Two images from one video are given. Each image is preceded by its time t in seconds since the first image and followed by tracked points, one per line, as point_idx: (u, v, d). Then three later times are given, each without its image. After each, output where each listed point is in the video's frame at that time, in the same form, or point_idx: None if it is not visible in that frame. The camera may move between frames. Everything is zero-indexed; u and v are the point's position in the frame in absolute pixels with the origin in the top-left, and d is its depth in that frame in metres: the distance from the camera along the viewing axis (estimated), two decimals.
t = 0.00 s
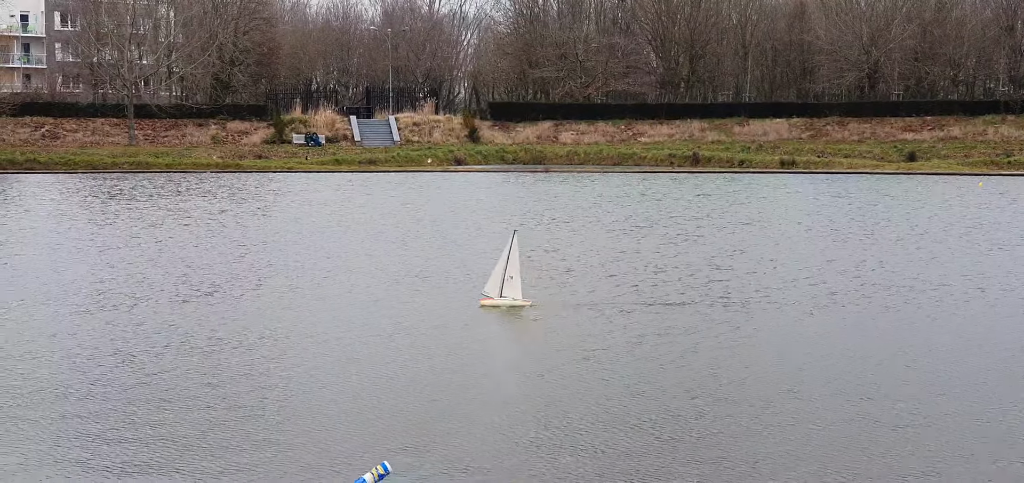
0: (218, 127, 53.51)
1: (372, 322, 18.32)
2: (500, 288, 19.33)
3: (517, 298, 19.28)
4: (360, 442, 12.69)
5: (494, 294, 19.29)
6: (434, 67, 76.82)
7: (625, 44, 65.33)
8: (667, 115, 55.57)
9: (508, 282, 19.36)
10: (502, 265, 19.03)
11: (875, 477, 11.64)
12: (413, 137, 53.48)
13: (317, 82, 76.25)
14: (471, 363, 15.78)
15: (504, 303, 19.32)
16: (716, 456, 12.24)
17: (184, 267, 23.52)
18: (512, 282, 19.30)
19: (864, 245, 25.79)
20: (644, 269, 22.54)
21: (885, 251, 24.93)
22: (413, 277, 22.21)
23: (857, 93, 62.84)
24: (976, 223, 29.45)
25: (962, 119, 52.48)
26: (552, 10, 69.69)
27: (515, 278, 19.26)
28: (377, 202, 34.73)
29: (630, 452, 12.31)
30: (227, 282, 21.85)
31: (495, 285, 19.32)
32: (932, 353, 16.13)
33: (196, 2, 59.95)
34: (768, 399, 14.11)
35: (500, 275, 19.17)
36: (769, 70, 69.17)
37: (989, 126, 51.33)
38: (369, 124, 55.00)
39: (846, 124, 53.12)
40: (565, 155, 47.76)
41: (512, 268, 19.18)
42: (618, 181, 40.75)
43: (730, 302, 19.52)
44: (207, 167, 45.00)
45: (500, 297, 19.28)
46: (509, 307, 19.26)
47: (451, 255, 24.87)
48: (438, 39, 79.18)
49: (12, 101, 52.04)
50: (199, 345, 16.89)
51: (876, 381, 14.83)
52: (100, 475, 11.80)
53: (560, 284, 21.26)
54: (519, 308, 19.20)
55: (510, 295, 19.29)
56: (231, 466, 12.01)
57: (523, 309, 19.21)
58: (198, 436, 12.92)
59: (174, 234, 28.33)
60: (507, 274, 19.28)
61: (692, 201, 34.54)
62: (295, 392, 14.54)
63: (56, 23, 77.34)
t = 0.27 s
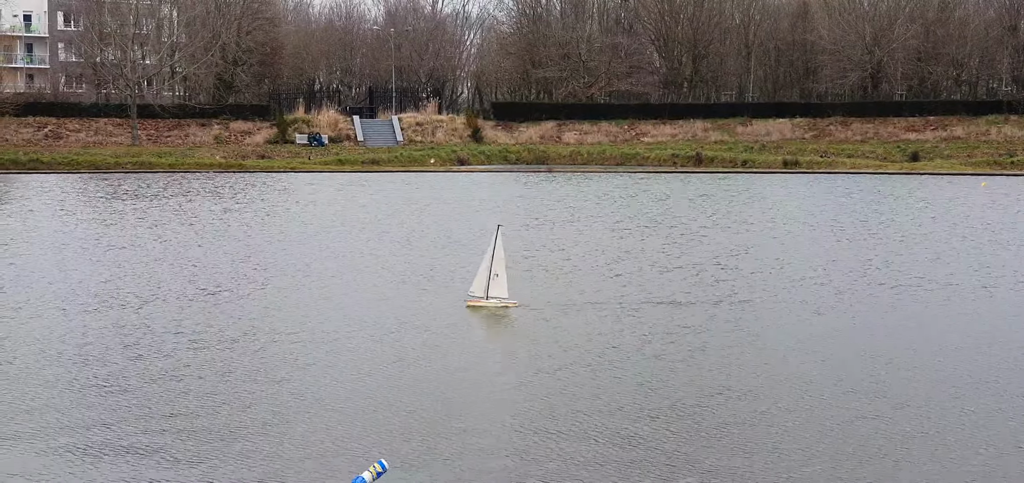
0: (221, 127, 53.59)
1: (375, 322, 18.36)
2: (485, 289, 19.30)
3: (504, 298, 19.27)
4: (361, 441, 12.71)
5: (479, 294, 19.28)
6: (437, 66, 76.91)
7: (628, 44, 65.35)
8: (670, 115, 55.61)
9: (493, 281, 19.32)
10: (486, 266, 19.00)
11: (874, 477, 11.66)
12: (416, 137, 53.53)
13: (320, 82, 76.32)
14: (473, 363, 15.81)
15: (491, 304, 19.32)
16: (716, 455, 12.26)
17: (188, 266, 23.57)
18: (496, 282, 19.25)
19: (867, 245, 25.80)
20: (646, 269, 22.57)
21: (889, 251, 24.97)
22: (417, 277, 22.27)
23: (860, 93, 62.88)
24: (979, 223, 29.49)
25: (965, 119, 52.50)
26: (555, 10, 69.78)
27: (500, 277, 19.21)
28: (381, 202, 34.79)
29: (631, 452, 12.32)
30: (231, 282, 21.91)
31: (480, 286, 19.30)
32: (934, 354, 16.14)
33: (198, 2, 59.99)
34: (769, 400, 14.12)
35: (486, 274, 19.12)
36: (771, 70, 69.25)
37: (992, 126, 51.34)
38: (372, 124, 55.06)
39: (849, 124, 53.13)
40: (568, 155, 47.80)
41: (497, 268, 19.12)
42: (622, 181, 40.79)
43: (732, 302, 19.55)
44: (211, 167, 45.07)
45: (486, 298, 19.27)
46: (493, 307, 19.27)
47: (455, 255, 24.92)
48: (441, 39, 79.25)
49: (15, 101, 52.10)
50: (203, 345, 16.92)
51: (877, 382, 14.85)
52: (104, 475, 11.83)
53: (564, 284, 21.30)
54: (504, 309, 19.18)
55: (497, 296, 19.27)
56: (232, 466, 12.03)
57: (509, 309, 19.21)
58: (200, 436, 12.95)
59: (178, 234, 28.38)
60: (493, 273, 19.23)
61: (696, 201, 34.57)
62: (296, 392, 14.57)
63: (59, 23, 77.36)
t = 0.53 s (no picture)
0: (224, 127, 53.66)
1: (376, 322, 18.41)
2: (474, 288, 19.33)
3: (491, 299, 19.26)
4: (355, 442, 12.72)
5: (469, 293, 19.32)
6: (439, 67, 76.94)
7: (631, 44, 65.32)
8: (672, 115, 55.64)
9: (482, 281, 19.34)
10: (476, 267, 19.00)
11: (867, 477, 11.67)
12: (419, 137, 53.58)
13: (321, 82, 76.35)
14: (474, 363, 15.82)
15: (478, 305, 19.32)
16: (711, 456, 12.25)
17: (190, 267, 23.61)
18: (486, 282, 19.27)
19: (868, 245, 25.82)
20: (647, 270, 22.60)
21: (890, 251, 25.00)
22: (418, 277, 22.32)
23: (862, 93, 62.88)
24: (982, 223, 29.52)
25: (968, 119, 52.52)
26: (557, 10, 69.83)
27: (490, 277, 19.22)
28: (383, 202, 34.84)
29: (629, 453, 12.31)
30: (233, 282, 21.95)
31: (469, 285, 19.34)
32: (933, 354, 16.17)
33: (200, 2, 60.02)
34: (767, 400, 14.11)
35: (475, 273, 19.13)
36: (773, 70, 69.23)
37: (994, 127, 51.36)
38: (374, 124, 55.11)
39: (851, 124, 53.15)
40: (570, 155, 47.84)
41: (486, 268, 19.13)
42: (624, 181, 40.82)
43: (733, 302, 19.58)
44: (213, 167, 45.12)
45: (473, 298, 19.29)
46: (479, 307, 19.27)
47: (455, 255, 24.97)
48: (443, 39, 79.25)
49: (18, 101, 52.18)
50: (204, 345, 16.96)
51: (874, 382, 14.87)
52: (106, 475, 11.86)
53: (566, 284, 21.33)
54: (492, 309, 19.19)
55: (484, 297, 19.28)
56: (230, 467, 12.05)
57: (497, 310, 19.21)
58: (197, 436, 12.97)
59: (179, 234, 28.39)
60: (481, 273, 19.25)
61: (699, 201, 34.60)
62: (293, 393, 14.57)
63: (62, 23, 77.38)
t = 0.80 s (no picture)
0: (226, 127, 53.71)
1: (378, 321, 18.43)
2: (465, 288, 19.34)
3: (481, 299, 19.28)
4: (356, 443, 12.70)
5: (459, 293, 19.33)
6: (441, 67, 76.97)
7: (633, 44, 65.27)
8: (674, 115, 55.67)
9: (472, 281, 19.31)
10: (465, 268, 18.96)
11: (868, 477, 11.65)
12: (420, 137, 53.61)
13: (323, 82, 76.38)
14: (474, 364, 15.81)
15: (468, 305, 19.36)
16: (712, 455, 12.23)
17: (191, 266, 23.65)
18: (476, 281, 19.25)
19: (869, 245, 25.87)
20: (648, 269, 22.61)
21: (892, 251, 25.01)
22: (419, 277, 22.35)
23: (865, 93, 62.83)
24: (984, 223, 29.52)
25: (969, 119, 52.52)
26: (559, 11, 69.89)
27: (480, 277, 19.20)
28: (384, 202, 34.87)
29: (629, 453, 12.28)
30: (234, 282, 21.99)
31: (460, 285, 19.32)
32: (934, 354, 16.18)
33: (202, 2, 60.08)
34: (767, 400, 14.10)
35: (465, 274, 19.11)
36: (775, 70, 69.18)
37: (996, 126, 51.36)
38: (376, 124, 55.15)
39: (853, 124, 53.16)
40: (572, 155, 47.86)
41: (476, 268, 19.09)
42: (625, 181, 40.84)
43: (734, 302, 19.60)
44: (215, 167, 45.16)
45: (464, 298, 19.33)
46: (471, 307, 19.28)
47: (456, 255, 25.01)
48: (445, 39, 79.24)
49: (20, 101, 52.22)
50: (206, 345, 16.99)
51: (875, 382, 14.86)
52: (106, 474, 11.88)
53: (567, 284, 21.34)
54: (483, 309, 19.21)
55: (475, 297, 19.30)
56: (232, 466, 12.06)
57: (487, 310, 19.22)
58: (199, 436, 12.98)
59: (181, 234, 28.44)
60: (472, 272, 19.20)
61: (701, 201, 34.61)
62: (295, 393, 14.57)
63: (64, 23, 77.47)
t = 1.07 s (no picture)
0: (228, 127, 53.75)
1: (378, 322, 18.45)
2: (458, 288, 19.50)
3: (474, 298, 19.37)
4: (355, 443, 12.71)
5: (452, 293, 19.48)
6: (442, 67, 76.98)
7: (635, 44, 65.28)
8: (676, 115, 55.70)
9: (466, 281, 19.47)
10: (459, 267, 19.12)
11: (868, 476, 11.65)
12: (422, 137, 53.64)
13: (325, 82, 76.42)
14: (474, 364, 15.81)
15: (461, 303, 19.46)
16: (711, 455, 12.23)
17: (190, 266, 23.65)
18: (470, 280, 19.38)
19: (870, 244, 25.90)
20: (648, 269, 22.60)
21: (898, 251, 25.01)
22: (420, 277, 22.42)
23: (867, 93, 62.88)
24: (985, 223, 29.55)
25: (972, 119, 52.56)
26: (560, 10, 70.01)
27: (474, 277, 19.33)
28: (386, 202, 34.91)
29: (628, 453, 12.28)
30: (234, 281, 22.02)
31: (453, 285, 19.48)
32: (933, 354, 16.19)
33: (204, 2, 60.09)
34: (767, 400, 14.10)
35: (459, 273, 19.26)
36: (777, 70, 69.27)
37: (998, 126, 51.39)
38: (378, 124, 55.18)
39: (855, 124, 53.18)
40: (573, 155, 47.88)
41: (470, 267, 19.25)
42: (626, 181, 40.85)
43: (736, 302, 19.61)
44: (217, 167, 45.19)
45: (457, 298, 19.44)
46: (464, 306, 19.41)
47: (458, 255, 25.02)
48: (446, 39, 79.27)
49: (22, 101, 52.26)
50: (207, 345, 17.01)
51: (875, 382, 14.86)
52: (108, 474, 11.90)
53: (569, 284, 21.35)
54: (474, 308, 19.32)
55: (467, 296, 19.41)
56: (232, 466, 12.09)
57: (480, 309, 19.32)
58: (199, 436, 13.01)
59: (182, 233, 28.43)
60: (466, 272, 19.35)
61: (704, 201, 34.63)
62: (295, 393, 14.59)
63: (66, 24, 77.47)
